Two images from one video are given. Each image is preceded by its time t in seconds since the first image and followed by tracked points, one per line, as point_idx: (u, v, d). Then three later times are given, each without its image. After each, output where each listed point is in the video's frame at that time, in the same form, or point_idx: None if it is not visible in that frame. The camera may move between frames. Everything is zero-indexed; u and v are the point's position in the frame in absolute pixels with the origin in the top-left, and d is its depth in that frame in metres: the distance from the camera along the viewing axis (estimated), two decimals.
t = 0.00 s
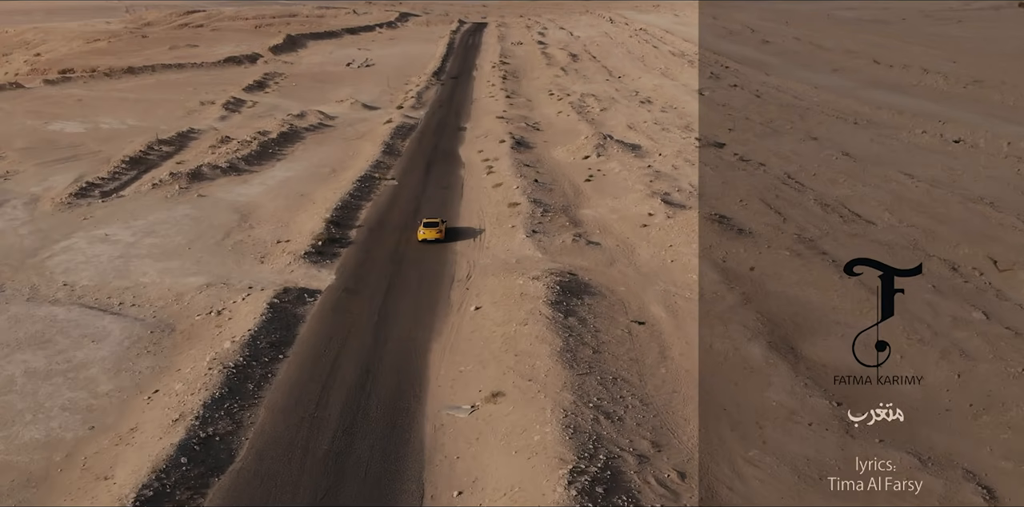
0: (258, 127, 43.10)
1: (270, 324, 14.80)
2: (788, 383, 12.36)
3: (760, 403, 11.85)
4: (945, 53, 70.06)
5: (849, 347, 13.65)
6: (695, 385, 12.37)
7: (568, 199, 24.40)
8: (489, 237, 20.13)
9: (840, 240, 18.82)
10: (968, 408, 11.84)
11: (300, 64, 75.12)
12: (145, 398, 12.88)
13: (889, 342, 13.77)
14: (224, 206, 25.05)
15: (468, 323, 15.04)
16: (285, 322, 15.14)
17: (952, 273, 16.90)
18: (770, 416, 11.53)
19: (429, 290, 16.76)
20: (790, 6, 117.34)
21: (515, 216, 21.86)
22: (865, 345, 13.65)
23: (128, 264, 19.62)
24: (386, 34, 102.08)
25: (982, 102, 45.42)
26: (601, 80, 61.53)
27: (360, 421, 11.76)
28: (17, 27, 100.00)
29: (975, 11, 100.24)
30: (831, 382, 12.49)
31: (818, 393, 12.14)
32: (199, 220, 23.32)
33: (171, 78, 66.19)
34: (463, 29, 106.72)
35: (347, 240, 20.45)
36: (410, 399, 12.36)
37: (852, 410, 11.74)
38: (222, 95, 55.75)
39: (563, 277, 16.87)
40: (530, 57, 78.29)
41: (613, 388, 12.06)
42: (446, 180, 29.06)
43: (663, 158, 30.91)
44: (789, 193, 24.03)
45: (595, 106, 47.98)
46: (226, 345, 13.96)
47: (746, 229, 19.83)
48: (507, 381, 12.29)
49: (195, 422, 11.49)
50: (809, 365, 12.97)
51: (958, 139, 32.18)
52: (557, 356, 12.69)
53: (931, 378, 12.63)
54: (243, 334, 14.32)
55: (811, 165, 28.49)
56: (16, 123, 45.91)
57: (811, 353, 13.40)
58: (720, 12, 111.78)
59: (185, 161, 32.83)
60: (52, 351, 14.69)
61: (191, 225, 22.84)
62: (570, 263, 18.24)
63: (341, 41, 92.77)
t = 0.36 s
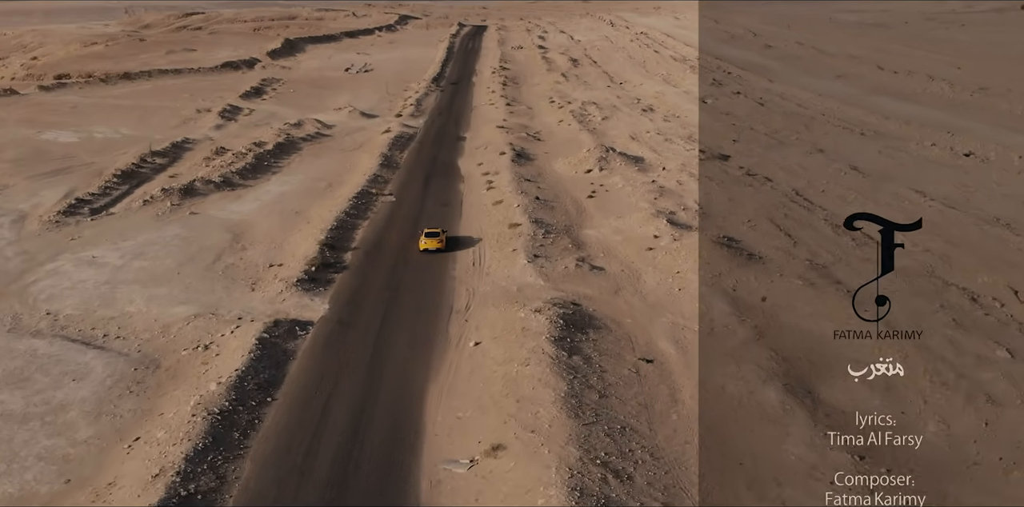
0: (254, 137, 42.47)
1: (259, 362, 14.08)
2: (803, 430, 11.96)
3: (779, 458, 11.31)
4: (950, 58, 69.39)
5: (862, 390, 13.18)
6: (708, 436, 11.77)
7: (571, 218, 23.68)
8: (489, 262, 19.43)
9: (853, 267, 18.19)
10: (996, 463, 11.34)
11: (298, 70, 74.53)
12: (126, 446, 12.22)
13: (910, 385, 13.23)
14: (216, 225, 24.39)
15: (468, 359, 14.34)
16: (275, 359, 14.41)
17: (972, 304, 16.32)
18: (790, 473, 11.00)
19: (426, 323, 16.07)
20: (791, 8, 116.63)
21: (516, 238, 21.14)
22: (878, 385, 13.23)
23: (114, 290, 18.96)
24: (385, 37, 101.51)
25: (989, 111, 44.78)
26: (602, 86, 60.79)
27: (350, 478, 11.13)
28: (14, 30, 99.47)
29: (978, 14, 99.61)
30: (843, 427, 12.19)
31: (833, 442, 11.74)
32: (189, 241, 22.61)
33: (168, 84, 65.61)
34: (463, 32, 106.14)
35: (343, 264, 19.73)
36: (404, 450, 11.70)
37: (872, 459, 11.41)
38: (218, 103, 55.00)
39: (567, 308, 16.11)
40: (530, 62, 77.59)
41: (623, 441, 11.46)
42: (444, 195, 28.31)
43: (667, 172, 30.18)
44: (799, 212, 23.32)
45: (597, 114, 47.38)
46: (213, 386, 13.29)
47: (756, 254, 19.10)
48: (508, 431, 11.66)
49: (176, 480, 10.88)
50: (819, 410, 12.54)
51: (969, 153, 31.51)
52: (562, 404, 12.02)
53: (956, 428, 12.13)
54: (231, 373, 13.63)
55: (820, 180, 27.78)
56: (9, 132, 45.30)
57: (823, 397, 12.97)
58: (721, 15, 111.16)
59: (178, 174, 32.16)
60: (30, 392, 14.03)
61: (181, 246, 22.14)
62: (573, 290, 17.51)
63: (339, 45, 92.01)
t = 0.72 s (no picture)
0: (249, 147, 41.79)
1: (246, 406, 13.38)
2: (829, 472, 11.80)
3: None
4: (954, 64, 68.79)
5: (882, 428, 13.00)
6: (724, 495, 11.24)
7: (574, 239, 23.01)
8: (489, 290, 18.72)
9: (868, 297, 17.59)
10: None
11: (296, 75, 73.92)
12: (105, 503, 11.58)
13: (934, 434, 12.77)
14: (207, 246, 23.70)
15: (467, 402, 13.69)
16: (262, 401, 13.72)
17: (993, 338, 15.79)
18: None
19: (423, 359, 15.35)
20: (793, 11, 116.11)
21: (517, 262, 20.45)
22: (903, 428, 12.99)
23: (99, 320, 18.26)
24: (384, 41, 100.92)
25: (995, 121, 44.20)
26: (603, 93, 60.15)
27: None
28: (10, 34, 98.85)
29: (980, 18, 99.13)
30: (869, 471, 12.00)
31: (859, 491, 11.48)
32: (179, 265, 21.93)
33: (164, 91, 65.00)
34: (463, 36, 105.51)
35: (337, 292, 18.99)
36: None
37: None
38: (214, 111, 54.29)
39: (571, 342, 15.38)
40: (531, 67, 76.96)
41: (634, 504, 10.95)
42: (443, 213, 27.61)
43: (671, 187, 29.56)
44: (809, 233, 22.70)
45: (598, 123, 46.79)
46: (198, 435, 12.64)
47: (766, 282, 18.44)
48: (509, 493, 11.09)
49: None
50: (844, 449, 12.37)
51: (979, 169, 31.01)
52: (568, 464, 11.52)
53: (984, 484, 11.66)
54: (217, 420, 12.95)
55: (828, 198, 27.21)
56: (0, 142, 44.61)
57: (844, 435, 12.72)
58: (722, 18, 110.56)
59: (171, 189, 31.47)
60: (7, 440, 13.37)
61: (170, 271, 21.45)
62: (578, 321, 16.82)
63: (338, 49, 91.34)
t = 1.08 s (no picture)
0: (246, 158, 41.19)
1: (234, 459, 12.79)
2: (837, 457, 12.89)
3: None
4: (958, 70, 68.26)
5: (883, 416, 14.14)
6: None
7: (577, 262, 22.31)
8: (489, 320, 18.01)
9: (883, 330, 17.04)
10: None
11: (294, 81, 73.32)
12: None
13: (958, 489, 12.37)
14: (199, 269, 23.05)
15: (465, 453, 13.07)
16: (250, 451, 13.12)
17: (1015, 377, 15.30)
18: None
19: (418, 400, 14.72)
20: (794, 14, 115.42)
21: (518, 289, 19.75)
22: (901, 412, 14.18)
23: (84, 353, 17.62)
24: (383, 44, 100.29)
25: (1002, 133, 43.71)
26: (604, 100, 59.50)
27: None
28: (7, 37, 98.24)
29: (983, 22, 98.53)
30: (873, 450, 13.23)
31: (859, 447, 13.25)
32: (169, 291, 21.28)
33: (161, 97, 64.40)
34: (462, 39, 104.94)
35: (331, 322, 18.25)
36: None
37: (900, 482, 12.45)
38: (210, 120, 53.59)
39: (573, 382, 14.73)
40: (531, 72, 76.31)
41: None
42: (442, 231, 26.90)
43: (676, 204, 28.94)
44: (819, 256, 22.05)
45: (600, 133, 46.20)
46: (183, 491, 12.05)
47: (778, 312, 17.74)
48: None
49: None
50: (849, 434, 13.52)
51: (990, 185, 30.44)
52: None
53: None
54: (203, 473, 12.36)
55: (837, 216, 26.58)
56: None
57: (849, 423, 13.83)
58: (723, 21, 109.98)
59: (164, 205, 30.81)
60: None
61: (160, 297, 20.80)
62: (582, 356, 16.11)
63: (337, 53, 90.64)
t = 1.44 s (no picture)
0: (241, 169, 40.56)
1: None
2: (839, 416, 14.79)
3: None
4: (963, 76, 67.69)
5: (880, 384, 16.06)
6: None
7: (580, 287, 21.62)
8: (489, 353, 17.33)
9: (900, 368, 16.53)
10: None
11: (293, 86, 72.73)
12: None
13: None
14: (190, 293, 22.39)
15: None
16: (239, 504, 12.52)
17: None
18: None
19: (413, 443, 14.15)
20: (796, 16, 114.82)
21: (519, 318, 19.03)
22: (902, 365, 16.66)
23: (68, 387, 16.99)
24: (382, 48, 99.66)
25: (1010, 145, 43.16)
26: (605, 107, 58.88)
27: None
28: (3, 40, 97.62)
29: (985, 25, 97.95)
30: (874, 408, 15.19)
31: (860, 402, 15.29)
32: (159, 318, 20.63)
33: (157, 103, 63.77)
34: (462, 42, 104.35)
35: (325, 355, 17.49)
36: None
37: (898, 435, 14.46)
38: (207, 128, 52.93)
39: (578, 426, 14.12)
40: (531, 77, 75.74)
41: None
42: (440, 250, 26.19)
43: (680, 220, 28.30)
44: (829, 280, 21.41)
45: (601, 142, 45.59)
46: None
47: (790, 346, 17.10)
48: None
49: None
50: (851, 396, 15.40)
51: (1001, 201, 29.94)
52: None
53: None
54: None
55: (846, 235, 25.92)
56: None
57: (850, 373, 16.27)
58: (724, 24, 109.40)
59: (157, 221, 30.19)
60: None
61: (148, 325, 20.16)
62: (586, 394, 15.42)
63: (336, 57, 90.01)
